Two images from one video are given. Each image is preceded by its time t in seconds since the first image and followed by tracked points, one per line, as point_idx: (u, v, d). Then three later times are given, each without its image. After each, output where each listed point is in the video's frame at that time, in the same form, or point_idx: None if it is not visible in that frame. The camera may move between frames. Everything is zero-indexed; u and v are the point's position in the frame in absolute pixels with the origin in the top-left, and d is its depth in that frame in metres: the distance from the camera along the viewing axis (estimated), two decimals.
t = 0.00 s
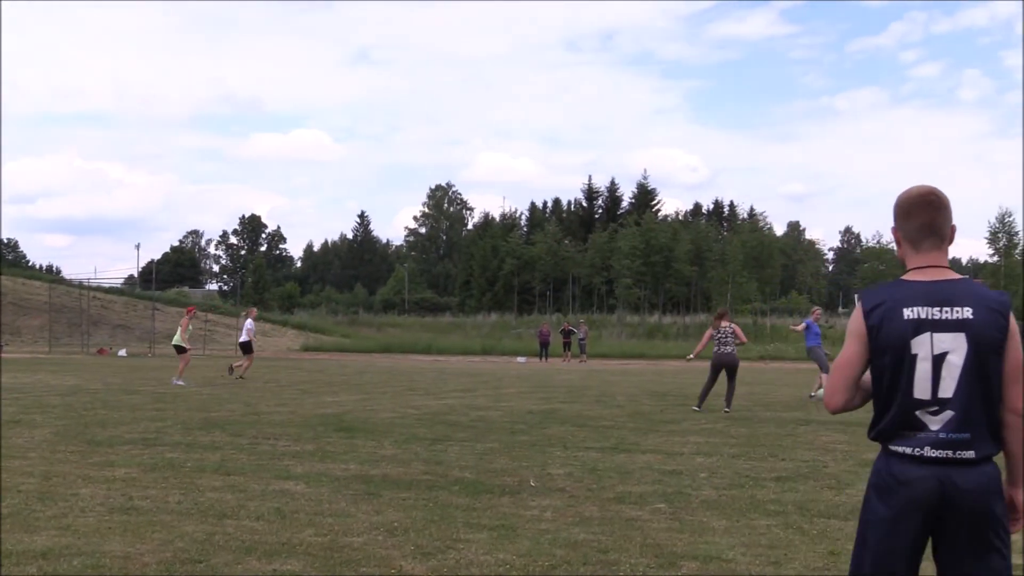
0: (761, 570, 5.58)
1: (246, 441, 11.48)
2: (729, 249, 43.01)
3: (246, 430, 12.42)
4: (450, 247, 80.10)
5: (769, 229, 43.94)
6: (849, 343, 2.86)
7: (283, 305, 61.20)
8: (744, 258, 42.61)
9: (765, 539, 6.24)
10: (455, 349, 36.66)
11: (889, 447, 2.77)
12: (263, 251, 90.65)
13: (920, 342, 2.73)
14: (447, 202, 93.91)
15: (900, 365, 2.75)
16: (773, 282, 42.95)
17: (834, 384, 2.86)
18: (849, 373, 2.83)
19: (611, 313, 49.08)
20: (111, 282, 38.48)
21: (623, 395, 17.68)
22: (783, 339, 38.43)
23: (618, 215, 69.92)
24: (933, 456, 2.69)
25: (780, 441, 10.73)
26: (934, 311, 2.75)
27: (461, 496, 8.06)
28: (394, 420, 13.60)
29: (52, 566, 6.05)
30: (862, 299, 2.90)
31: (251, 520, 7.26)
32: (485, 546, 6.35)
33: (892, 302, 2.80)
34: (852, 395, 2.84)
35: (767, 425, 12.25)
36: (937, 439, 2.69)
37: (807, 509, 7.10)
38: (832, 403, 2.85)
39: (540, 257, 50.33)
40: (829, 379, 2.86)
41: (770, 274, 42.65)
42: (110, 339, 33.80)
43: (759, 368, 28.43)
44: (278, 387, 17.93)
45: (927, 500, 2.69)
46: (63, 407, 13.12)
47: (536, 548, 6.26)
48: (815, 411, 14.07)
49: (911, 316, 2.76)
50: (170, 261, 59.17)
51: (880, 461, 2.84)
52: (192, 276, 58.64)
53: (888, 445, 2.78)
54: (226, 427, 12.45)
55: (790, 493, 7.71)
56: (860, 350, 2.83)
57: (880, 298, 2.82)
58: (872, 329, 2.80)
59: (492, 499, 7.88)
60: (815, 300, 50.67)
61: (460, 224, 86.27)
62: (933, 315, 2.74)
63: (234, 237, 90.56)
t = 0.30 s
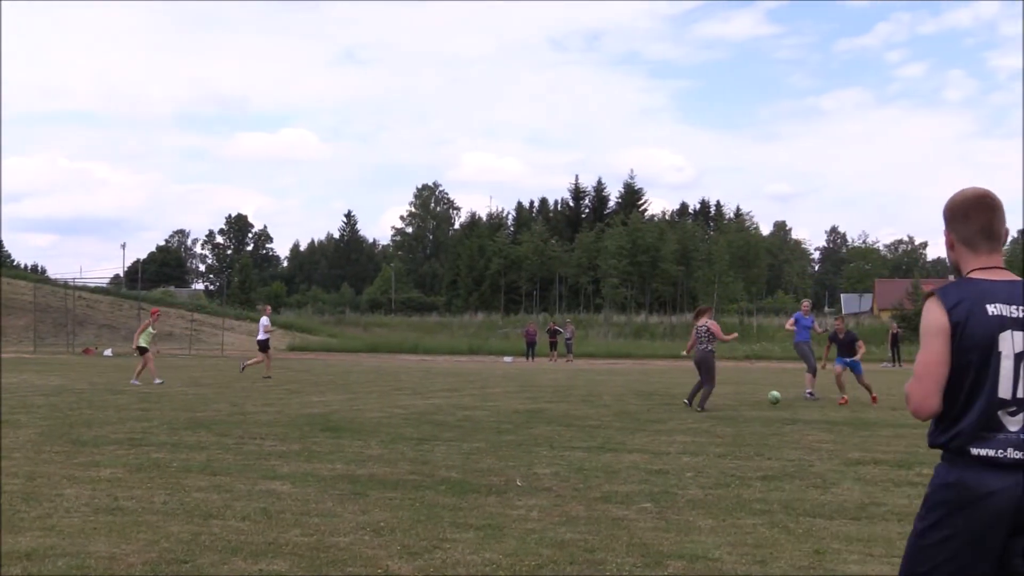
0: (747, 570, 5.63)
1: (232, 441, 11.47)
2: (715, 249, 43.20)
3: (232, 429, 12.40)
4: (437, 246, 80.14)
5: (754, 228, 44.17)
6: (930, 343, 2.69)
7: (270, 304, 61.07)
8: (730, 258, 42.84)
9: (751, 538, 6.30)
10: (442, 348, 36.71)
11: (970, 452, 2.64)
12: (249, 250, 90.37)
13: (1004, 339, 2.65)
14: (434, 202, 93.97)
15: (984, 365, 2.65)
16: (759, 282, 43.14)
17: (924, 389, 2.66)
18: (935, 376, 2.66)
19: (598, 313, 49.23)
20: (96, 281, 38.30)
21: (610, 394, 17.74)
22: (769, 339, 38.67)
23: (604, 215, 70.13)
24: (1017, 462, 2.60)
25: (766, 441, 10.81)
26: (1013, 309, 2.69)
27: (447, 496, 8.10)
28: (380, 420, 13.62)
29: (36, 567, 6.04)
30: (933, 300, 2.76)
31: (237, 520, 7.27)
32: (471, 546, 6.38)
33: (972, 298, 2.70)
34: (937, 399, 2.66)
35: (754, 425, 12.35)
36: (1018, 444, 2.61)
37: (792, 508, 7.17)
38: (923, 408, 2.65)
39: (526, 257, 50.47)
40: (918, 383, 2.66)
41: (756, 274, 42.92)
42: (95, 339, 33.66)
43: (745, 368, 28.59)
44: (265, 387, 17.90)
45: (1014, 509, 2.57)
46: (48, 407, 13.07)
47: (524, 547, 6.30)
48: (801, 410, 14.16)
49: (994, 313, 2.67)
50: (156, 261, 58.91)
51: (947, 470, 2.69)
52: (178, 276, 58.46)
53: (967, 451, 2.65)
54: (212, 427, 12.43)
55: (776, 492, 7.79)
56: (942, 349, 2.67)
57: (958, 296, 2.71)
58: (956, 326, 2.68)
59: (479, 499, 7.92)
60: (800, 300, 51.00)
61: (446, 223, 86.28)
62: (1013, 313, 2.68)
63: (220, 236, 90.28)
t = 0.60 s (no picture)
0: (736, 569, 5.67)
1: (221, 441, 11.47)
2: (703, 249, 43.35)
3: (220, 430, 12.40)
4: (425, 246, 80.12)
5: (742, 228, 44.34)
6: (970, 338, 2.62)
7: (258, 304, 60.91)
8: (719, 258, 43.01)
9: (740, 537, 6.36)
10: (430, 348, 36.72)
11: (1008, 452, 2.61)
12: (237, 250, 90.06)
13: None
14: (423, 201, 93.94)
15: None
16: (748, 282, 43.32)
17: (965, 386, 2.59)
18: (977, 372, 2.58)
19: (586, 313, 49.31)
20: (83, 281, 38.10)
21: (599, 394, 17.81)
22: (757, 339, 38.88)
23: (593, 214, 70.27)
24: None
25: (753, 441, 10.89)
26: None
27: (436, 495, 8.14)
28: (369, 420, 13.63)
29: (23, 568, 6.05)
30: (974, 296, 2.68)
31: (225, 521, 7.28)
32: (460, 546, 6.42)
33: (1014, 292, 2.62)
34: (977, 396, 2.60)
35: (741, 425, 12.43)
36: None
37: (781, 507, 7.23)
38: (962, 404, 2.58)
39: (515, 256, 50.53)
40: (961, 380, 2.58)
41: (745, 274, 43.09)
42: (82, 339, 33.51)
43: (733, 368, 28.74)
44: (253, 387, 17.87)
45: None
46: (35, 408, 13.03)
47: (513, 547, 6.34)
48: (788, 410, 14.24)
49: None
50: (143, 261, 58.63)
51: (982, 469, 2.67)
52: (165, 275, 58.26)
53: (1002, 450, 2.62)
54: (200, 427, 12.42)
55: (764, 491, 7.86)
56: (985, 344, 2.60)
57: (1001, 291, 2.63)
58: (999, 322, 2.60)
59: (468, 499, 7.95)
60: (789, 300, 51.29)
61: (435, 222, 86.24)
62: None
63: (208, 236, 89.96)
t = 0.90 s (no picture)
0: (725, 569, 5.71)
1: (211, 441, 11.48)
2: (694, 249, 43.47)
3: (210, 430, 12.40)
4: (416, 246, 80.13)
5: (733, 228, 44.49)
6: (995, 345, 2.47)
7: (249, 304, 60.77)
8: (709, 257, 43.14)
9: (730, 537, 6.41)
10: (421, 348, 36.74)
11: None
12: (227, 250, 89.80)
13: None
14: (413, 201, 93.91)
15: None
16: (738, 281, 43.55)
17: (986, 396, 2.45)
18: (1000, 383, 2.44)
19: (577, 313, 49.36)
20: (73, 281, 37.97)
21: (589, 394, 17.86)
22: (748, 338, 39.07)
23: (583, 214, 70.39)
24: None
25: (743, 441, 10.94)
26: None
27: (427, 495, 8.17)
28: (359, 420, 13.64)
29: (13, 569, 6.06)
30: (1003, 298, 2.52)
31: (216, 521, 7.30)
32: (451, 545, 6.46)
33: None
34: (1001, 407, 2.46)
35: (731, 425, 12.49)
36: None
37: (770, 507, 7.29)
38: (983, 416, 2.46)
39: (506, 256, 50.54)
40: (980, 390, 2.45)
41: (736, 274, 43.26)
42: (72, 339, 33.41)
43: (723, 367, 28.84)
44: (243, 387, 17.86)
45: None
46: (24, 408, 13.00)
47: (503, 547, 6.38)
48: (778, 409, 14.33)
49: None
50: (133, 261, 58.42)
51: (1009, 480, 2.54)
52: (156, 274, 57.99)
53: None
54: (190, 427, 12.42)
55: (754, 491, 7.92)
56: (1012, 353, 2.44)
57: None
58: None
59: (458, 499, 7.99)
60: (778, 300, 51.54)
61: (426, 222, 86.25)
62: None
63: (198, 236, 89.78)
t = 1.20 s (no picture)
0: (708, 568, 5.76)
1: (193, 441, 11.44)
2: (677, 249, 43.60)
3: (192, 429, 12.36)
4: (399, 245, 80.00)
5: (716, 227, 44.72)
6: (1004, 353, 2.50)
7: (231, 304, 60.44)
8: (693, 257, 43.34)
9: (713, 536, 6.47)
10: (404, 348, 36.70)
11: None
12: (209, 250, 89.30)
13: None
14: (396, 201, 93.75)
15: None
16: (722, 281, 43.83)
17: (1000, 407, 2.49)
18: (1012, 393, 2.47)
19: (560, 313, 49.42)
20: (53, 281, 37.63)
21: (572, 393, 17.92)
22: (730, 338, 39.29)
23: (566, 214, 70.56)
24: None
25: (725, 440, 11.01)
26: None
27: (409, 495, 8.18)
28: (342, 420, 13.62)
29: None
30: (1006, 304, 2.55)
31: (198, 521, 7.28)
32: (433, 546, 6.48)
33: None
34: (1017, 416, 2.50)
35: (713, 424, 12.58)
36: None
37: (752, 506, 7.36)
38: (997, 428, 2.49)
39: (489, 256, 50.56)
40: (994, 401, 2.48)
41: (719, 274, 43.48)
42: (53, 339, 33.12)
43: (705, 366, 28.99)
44: (225, 387, 17.78)
45: None
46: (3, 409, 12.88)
47: (486, 547, 6.40)
48: (760, 409, 14.42)
49: None
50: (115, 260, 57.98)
51: None
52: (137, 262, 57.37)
53: None
54: (171, 427, 12.37)
55: (736, 490, 7.99)
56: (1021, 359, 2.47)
57: None
58: None
59: (441, 498, 8.01)
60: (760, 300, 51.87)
61: (408, 222, 86.19)
62: None
63: (180, 235, 89.18)
